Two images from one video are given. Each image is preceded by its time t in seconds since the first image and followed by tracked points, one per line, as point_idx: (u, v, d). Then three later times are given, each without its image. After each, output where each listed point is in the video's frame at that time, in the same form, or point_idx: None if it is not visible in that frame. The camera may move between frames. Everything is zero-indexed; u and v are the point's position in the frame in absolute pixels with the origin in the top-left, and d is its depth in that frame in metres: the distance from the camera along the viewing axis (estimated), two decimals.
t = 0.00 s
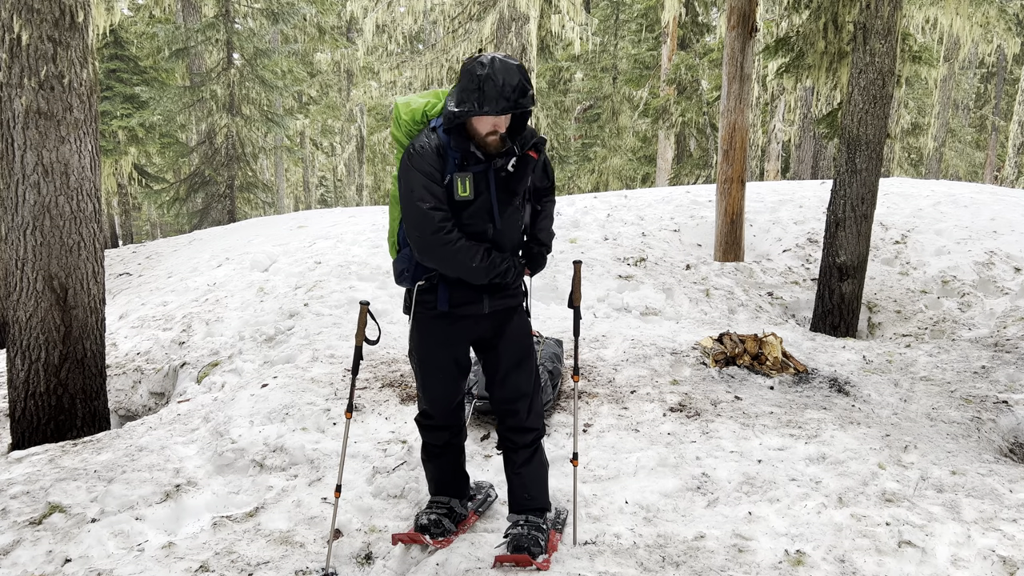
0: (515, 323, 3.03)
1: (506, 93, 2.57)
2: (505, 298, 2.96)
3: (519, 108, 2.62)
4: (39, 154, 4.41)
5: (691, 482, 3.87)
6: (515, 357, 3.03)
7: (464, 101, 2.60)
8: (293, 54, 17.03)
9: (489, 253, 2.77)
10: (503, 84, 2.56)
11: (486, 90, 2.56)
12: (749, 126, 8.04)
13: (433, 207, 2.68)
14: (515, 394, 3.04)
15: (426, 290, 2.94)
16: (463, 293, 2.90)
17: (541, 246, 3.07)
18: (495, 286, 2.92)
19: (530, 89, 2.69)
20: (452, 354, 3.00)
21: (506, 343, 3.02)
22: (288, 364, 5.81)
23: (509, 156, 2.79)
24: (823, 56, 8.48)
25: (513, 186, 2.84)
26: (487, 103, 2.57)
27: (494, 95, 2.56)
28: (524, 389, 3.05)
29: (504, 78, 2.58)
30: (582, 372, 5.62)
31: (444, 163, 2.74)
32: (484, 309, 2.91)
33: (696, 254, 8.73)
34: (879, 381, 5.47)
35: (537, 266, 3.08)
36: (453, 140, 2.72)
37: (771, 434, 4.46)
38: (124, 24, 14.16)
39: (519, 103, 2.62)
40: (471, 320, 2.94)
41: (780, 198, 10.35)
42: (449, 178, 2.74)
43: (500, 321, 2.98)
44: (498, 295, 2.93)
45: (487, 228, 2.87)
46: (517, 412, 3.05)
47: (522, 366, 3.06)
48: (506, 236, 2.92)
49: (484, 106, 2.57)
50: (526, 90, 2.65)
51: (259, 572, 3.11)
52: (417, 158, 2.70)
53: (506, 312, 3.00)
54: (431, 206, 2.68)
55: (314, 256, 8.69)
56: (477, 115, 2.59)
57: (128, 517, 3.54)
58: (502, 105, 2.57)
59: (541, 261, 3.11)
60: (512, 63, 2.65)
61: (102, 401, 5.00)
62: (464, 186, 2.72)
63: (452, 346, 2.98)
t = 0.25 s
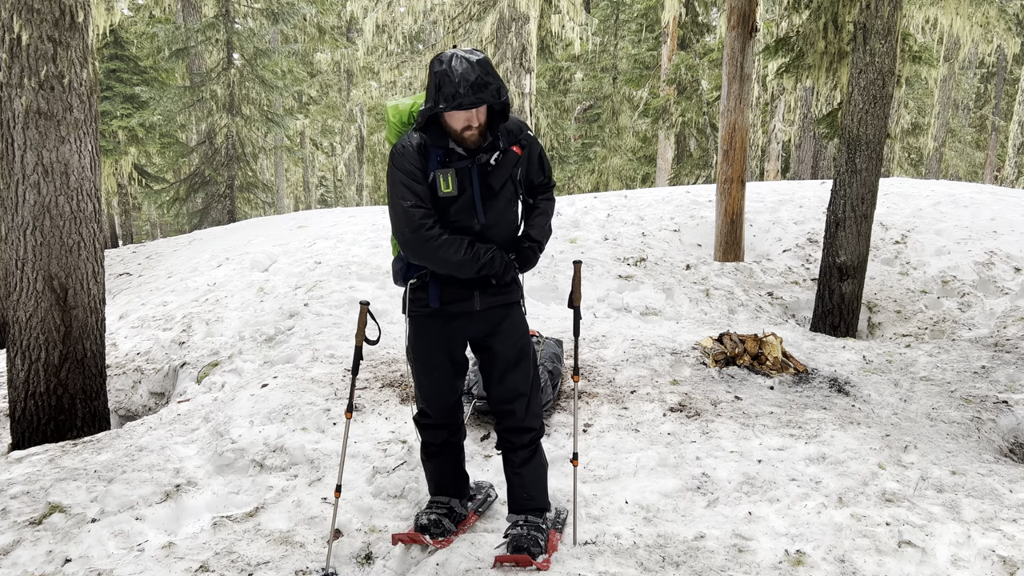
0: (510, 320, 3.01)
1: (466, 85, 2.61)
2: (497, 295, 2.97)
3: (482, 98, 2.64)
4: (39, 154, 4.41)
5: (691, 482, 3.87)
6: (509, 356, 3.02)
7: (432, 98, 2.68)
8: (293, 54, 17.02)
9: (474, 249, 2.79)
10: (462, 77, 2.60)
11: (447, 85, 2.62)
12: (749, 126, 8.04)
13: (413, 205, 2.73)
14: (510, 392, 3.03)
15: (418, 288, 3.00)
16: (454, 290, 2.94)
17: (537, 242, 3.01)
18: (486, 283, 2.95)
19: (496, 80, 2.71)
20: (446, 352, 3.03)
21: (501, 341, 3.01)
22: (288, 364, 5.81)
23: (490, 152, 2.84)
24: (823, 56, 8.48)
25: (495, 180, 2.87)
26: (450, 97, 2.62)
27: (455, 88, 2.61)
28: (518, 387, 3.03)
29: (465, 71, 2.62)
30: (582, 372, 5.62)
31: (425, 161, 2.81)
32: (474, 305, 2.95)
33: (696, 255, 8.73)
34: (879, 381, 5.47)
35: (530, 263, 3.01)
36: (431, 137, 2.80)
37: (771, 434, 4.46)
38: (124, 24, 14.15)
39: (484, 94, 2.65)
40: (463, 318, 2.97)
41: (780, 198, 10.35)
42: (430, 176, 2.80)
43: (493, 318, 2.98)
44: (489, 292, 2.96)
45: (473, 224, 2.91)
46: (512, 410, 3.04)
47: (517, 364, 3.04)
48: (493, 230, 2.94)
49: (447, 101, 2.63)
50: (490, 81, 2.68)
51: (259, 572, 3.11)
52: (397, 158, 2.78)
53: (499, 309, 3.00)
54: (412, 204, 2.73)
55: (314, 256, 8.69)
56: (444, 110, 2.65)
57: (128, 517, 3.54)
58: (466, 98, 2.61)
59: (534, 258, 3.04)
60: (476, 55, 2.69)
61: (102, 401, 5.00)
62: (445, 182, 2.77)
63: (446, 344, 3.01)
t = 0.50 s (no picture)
0: (506, 320, 3.00)
1: (441, 79, 2.64)
2: (492, 294, 2.97)
3: (458, 91, 2.65)
4: (39, 154, 4.41)
5: (691, 482, 3.87)
6: (505, 355, 3.01)
7: (412, 96, 2.72)
8: (293, 54, 17.02)
9: (463, 246, 2.79)
10: (437, 72, 2.63)
11: (423, 81, 2.65)
12: (748, 126, 8.04)
13: (400, 204, 2.77)
14: (506, 392, 3.03)
15: (414, 287, 3.02)
16: (449, 289, 2.95)
17: (532, 239, 2.95)
18: (481, 282, 2.95)
19: (475, 73, 2.73)
20: (443, 351, 3.03)
21: (497, 340, 3.00)
22: (288, 364, 5.82)
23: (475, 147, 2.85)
24: (823, 56, 8.48)
25: (483, 176, 2.86)
26: (427, 93, 2.65)
27: (431, 83, 2.64)
28: (514, 387, 3.03)
29: (440, 66, 2.64)
30: (582, 372, 5.62)
31: (412, 160, 2.84)
32: (469, 304, 2.95)
33: (696, 255, 8.74)
34: (879, 381, 5.47)
35: (525, 263, 2.94)
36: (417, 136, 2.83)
37: (771, 434, 4.46)
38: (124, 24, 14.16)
39: (462, 87, 2.67)
40: (458, 316, 2.98)
41: (780, 198, 10.35)
42: (418, 173, 2.83)
43: (489, 318, 2.97)
44: (484, 291, 2.96)
45: (464, 221, 2.90)
46: (508, 410, 3.04)
47: (513, 364, 3.03)
48: (485, 227, 2.92)
49: (425, 97, 2.66)
50: (466, 74, 2.69)
51: (259, 572, 3.11)
52: (385, 158, 2.83)
53: (494, 308, 2.99)
54: (399, 203, 2.77)
55: (314, 256, 8.69)
56: (423, 106, 2.68)
57: (128, 517, 3.54)
58: (443, 92, 2.63)
59: (531, 258, 2.97)
60: (453, 49, 2.72)
61: (102, 401, 5.00)
62: (432, 179, 2.79)
63: (443, 343, 3.02)
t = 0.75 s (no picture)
0: (505, 319, 3.00)
1: (427, 77, 2.66)
2: (491, 294, 2.97)
3: (444, 88, 2.67)
4: (39, 154, 4.41)
5: (691, 482, 3.87)
6: (504, 355, 3.00)
7: (401, 96, 2.75)
8: (293, 54, 17.02)
9: (455, 247, 2.77)
10: (423, 70, 2.66)
11: (410, 80, 2.68)
12: (749, 126, 8.04)
13: (393, 205, 2.79)
14: (505, 391, 3.03)
15: (413, 286, 3.02)
16: (447, 288, 2.95)
17: (533, 243, 2.88)
18: (479, 282, 2.95)
19: (463, 70, 2.74)
20: (442, 351, 3.03)
21: (496, 340, 2.99)
22: (288, 364, 5.82)
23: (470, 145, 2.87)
24: (823, 56, 8.48)
25: (476, 174, 2.85)
26: (414, 92, 2.68)
27: (417, 82, 2.66)
28: (513, 387, 3.03)
29: (426, 64, 2.67)
30: (582, 372, 5.62)
31: (406, 160, 2.86)
32: (467, 303, 2.95)
33: (696, 255, 8.73)
34: (879, 381, 5.47)
35: (525, 270, 2.86)
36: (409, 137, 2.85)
37: (771, 434, 4.46)
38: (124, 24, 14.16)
39: (450, 85, 2.69)
40: (457, 315, 2.98)
41: (780, 198, 10.36)
42: (411, 173, 2.85)
43: (487, 317, 2.97)
44: (482, 290, 2.96)
45: (458, 220, 2.90)
46: (506, 411, 3.04)
47: (512, 365, 3.03)
48: (479, 226, 2.91)
49: (413, 96, 2.68)
50: (453, 71, 2.71)
51: (259, 571, 3.11)
52: (378, 160, 2.86)
53: (493, 308, 2.99)
54: (392, 204, 2.79)
55: (314, 256, 8.69)
56: (411, 105, 2.71)
57: (128, 517, 3.54)
58: (430, 90, 2.66)
59: (532, 264, 2.88)
60: (440, 48, 2.74)
61: (102, 401, 5.00)
62: (425, 178, 2.80)
63: (442, 342, 3.02)
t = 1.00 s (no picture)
0: (504, 318, 3.01)
1: (425, 77, 2.67)
2: (490, 293, 2.98)
3: (442, 88, 2.67)
4: (39, 154, 4.41)
5: (691, 482, 3.88)
6: (503, 354, 3.00)
7: (398, 95, 2.75)
8: (293, 54, 17.02)
9: (451, 247, 2.78)
10: (421, 70, 2.67)
11: (408, 80, 2.69)
12: (749, 126, 8.04)
13: (390, 204, 2.80)
14: (504, 391, 3.03)
15: (412, 286, 3.03)
16: (446, 288, 2.96)
17: (532, 240, 2.86)
18: (477, 281, 2.95)
19: (462, 70, 2.75)
20: (441, 350, 3.03)
21: (495, 339, 3.00)
22: (288, 364, 5.82)
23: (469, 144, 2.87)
24: (823, 56, 8.48)
25: (474, 174, 2.85)
26: (412, 92, 2.69)
27: (415, 81, 2.67)
28: (512, 387, 3.03)
29: (425, 65, 2.68)
30: (582, 372, 5.63)
31: (404, 160, 2.87)
32: (466, 303, 2.95)
33: (696, 255, 8.73)
34: (879, 381, 5.47)
35: (524, 266, 2.86)
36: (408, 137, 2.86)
37: (771, 434, 4.46)
38: (124, 24, 14.17)
39: (448, 84, 2.69)
40: (456, 315, 2.98)
41: (780, 198, 10.36)
42: (408, 173, 2.85)
43: (486, 316, 2.98)
44: (481, 289, 2.97)
45: (455, 220, 2.90)
46: (505, 410, 3.04)
47: (511, 364, 3.03)
48: (476, 226, 2.91)
49: (411, 95, 2.69)
50: (451, 71, 2.71)
51: (259, 571, 3.11)
52: (377, 159, 2.87)
53: (492, 307, 3.00)
54: (390, 203, 2.80)
55: (314, 256, 8.69)
56: (409, 104, 2.71)
57: (128, 517, 3.54)
58: (428, 90, 2.66)
59: (531, 261, 2.86)
60: (439, 48, 2.75)
61: (102, 401, 5.00)
62: (422, 178, 2.79)
63: (440, 342, 3.02)
